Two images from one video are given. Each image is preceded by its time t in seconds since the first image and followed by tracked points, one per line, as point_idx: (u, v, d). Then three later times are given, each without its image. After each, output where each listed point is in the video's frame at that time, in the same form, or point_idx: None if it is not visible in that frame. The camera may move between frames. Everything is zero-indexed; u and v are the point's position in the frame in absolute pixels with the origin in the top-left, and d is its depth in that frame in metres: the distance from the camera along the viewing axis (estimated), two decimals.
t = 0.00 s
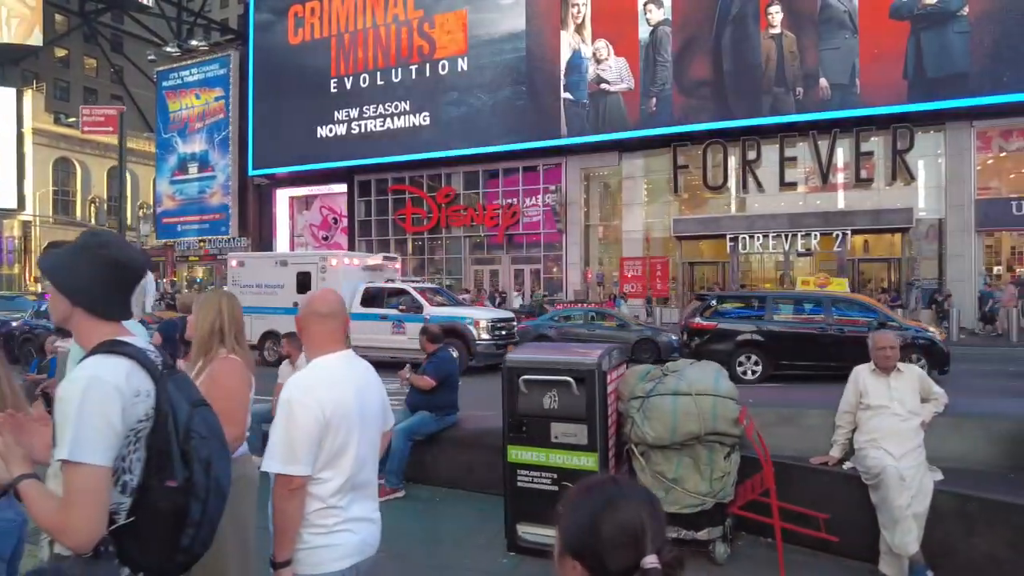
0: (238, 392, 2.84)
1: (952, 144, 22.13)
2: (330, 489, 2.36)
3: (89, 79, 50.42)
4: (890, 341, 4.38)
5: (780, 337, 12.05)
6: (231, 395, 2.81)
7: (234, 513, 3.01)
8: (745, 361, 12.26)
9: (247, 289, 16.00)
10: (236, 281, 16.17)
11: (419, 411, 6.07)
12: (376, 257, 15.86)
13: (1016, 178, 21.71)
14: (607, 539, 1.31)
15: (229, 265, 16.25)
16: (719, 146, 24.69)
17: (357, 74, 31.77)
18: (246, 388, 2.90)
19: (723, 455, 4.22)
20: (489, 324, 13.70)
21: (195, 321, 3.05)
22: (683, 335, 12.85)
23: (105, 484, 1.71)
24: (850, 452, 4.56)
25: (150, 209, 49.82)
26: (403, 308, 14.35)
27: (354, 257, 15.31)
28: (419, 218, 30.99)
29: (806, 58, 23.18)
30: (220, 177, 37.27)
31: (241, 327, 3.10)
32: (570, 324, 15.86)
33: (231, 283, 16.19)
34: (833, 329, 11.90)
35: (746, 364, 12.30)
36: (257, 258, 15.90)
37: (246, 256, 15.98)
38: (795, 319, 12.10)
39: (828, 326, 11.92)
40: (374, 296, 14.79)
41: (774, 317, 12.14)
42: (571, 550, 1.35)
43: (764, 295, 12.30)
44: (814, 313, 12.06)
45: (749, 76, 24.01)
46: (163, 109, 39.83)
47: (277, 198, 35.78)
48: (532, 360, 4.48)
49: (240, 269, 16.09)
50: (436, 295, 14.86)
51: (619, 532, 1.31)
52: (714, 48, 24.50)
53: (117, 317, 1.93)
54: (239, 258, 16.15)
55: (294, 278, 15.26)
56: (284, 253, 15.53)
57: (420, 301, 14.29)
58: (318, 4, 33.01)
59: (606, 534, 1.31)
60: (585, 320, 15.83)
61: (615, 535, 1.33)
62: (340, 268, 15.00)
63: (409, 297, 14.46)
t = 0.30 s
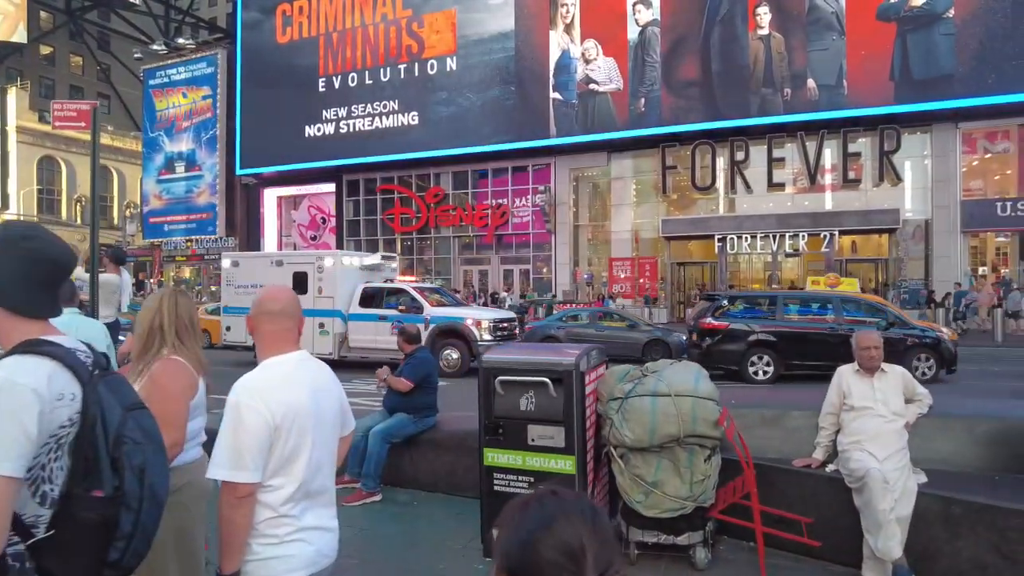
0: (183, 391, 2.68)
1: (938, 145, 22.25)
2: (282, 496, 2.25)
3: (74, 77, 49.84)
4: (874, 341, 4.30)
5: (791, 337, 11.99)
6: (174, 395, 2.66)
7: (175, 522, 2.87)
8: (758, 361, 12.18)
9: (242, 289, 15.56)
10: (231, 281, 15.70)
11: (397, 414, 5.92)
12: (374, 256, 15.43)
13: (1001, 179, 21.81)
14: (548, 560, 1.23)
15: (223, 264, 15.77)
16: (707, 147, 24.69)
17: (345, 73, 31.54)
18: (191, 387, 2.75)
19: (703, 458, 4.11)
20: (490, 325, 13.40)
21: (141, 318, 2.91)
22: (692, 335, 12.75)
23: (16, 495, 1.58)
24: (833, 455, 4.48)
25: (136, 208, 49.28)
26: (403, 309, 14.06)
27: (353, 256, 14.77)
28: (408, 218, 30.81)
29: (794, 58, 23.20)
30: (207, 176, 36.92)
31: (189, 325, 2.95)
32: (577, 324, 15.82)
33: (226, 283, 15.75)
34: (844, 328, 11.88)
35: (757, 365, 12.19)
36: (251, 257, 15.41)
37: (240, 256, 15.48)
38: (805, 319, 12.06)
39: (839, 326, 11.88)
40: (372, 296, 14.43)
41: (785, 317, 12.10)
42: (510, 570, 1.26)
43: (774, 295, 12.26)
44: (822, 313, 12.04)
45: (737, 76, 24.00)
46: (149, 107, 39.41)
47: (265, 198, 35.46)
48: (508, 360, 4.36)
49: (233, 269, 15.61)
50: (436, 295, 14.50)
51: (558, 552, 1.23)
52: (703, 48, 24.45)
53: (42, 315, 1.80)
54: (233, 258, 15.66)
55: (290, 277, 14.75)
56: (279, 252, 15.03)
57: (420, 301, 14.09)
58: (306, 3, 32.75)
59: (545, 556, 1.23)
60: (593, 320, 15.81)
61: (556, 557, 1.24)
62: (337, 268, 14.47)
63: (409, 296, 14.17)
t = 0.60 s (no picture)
0: (126, 404, 2.62)
1: (930, 146, 22.26)
2: (257, 519, 2.09)
3: (62, 74, 49.23)
4: (877, 345, 4.18)
5: (810, 338, 11.86)
6: (115, 409, 2.59)
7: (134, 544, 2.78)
8: (776, 363, 12.09)
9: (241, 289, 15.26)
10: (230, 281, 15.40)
11: (385, 419, 5.76)
12: (378, 255, 15.21)
13: (991, 181, 21.85)
14: None
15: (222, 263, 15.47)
16: (700, 147, 24.64)
17: (337, 71, 31.28)
18: (137, 401, 2.68)
19: (703, 468, 3.96)
20: (499, 326, 13.17)
21: (102, 327, 2.87)
22: (709, 336, 12.65)
23: None
24: (835, 462, 4.36)
25: (125, 206, 48.76)
26: (409, 309, 13.85)
27: (356, 255, 14.59)
28: (400, 218, 30.58)
29: (787, 59, 23.16)
30: (196, 175, 36.54)
31: (150, 334, 2.87)
32: (588, 327, 15.75)
33: (225, 283, 15.44)
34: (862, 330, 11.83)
35: (776, 367, 12.10)
36: (250, 256, 15.12)
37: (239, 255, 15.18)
38: (823, 320, 11.95)
39: (857, 327, 11.75)
40: (376, 297, 14.22)
41: (804, 318, 11.97)
42: None
43: (793, 296, 12.17)
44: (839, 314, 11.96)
45: (730, 77, 23.93)
46: (139, 104, 38.96)
47: (255, 197, 35.14)
48: (500, 366, 4.20)
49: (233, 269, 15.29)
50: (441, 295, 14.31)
51: None
52: (695, 48, 24.37)
53: None
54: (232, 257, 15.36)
55: (292, 277, 14.54)
56: (280, 251, 14.77)
57: (426, 301, 13.87)
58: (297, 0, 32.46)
59: None
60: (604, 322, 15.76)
61: None
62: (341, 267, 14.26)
63: (414, 296, 13.96)
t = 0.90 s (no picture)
0: (70, 410, 2.48)
1: (926, 147, 22.20)
2: (231, 532, 1.98)
3: (56, 71, 48.81)
4: (882, 347, 4.08)
5: (833, 338, 11.78)
6: (61, 414, 2.46)
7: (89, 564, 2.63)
8: (799, 363, 11.98)
9: (249, 288, 15.09)
10: (238, 279, 15.25)
11: (378, 421, 5.62)
12: (389, 253, 15.01)
13: (988, 182, 21.79)
14: None
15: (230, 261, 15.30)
16: (697, 147, 24.53)
17: (332, 69, 31.08)
18: (84, 407, 2.53)
19: (703, 473, 3.84)
20: (515, 326, 12.96)
21: (66, 328, 2.77)
22: (730, 336, 12.62)
23: None
24: (839, 467, 4.24)
25: (119, 204, 48.47)
26: (423, 308, 13.71)
27: (367, 253, 14.44)
28: (396, 217, 30.43)
29: (784, 59, 23.06)
30: (191, 173, 36.28)
31: (111, 336, 2.72)
32: (598, 327, 15.63)
33: (233, 281, 15.27)
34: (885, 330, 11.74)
35: (799, 367, 11.98)
36: (259, 254, 14.95)
37: (247, 252, 14.98)
38: (845, 320, 11.88)
39: (878, 326, 11.76)
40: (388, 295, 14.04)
41: (828, 318, 11.90)
42: None
43: (816, 296, 12.09)
44: (860, 315, 11.88)
45: (728, 76, 23.82)
46: (133, 102, 38.67)
47: (250, 195, 34.93)
48: (494, 367, 4.07)
49: (241, 266, 15.07)
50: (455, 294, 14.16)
51: None
52: (693, 48, 24.24)
53: None
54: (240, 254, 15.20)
55: (302, 276, 14.40)
56: (289, 248, 14.60)
57: (440, 300, 13.69)
58: None
59: None
60: (616, 322, 15.66)
61: None
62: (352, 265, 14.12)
63: (428, 296, 13.80)
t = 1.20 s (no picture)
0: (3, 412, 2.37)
1: (923, 146, 22.10)
2: (172, 543, 1.86)
3: (52, 71, 48.56)
4: (875, 345, 3.96)
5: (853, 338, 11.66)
6: None
7: None
8: (819, 363, 11.83)
9: (257, 288, 14.74)
10: (246, 280, 14.89)
11: (361, 422, 5.50)
12: (401, 253, 14.61)
13: (984, 181, 21.72)
14: None
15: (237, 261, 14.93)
16: (693, 146, 24.41)
17: (328, 69, 30.92)
18: (18, 411, 2.42)
19: (690, 476, 3.71)
20: (532, 327, 12.69)
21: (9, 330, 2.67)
22: (749, 336, 12.52)
23: None
24: (831, 469, 4.12)
25: (115, 205, 48.27)
26: (437, 309, 13.40)
27: (378, 252, 14.06)
28: (392, 216, 30.29)
29: (781, 58, 22.98)
30: (186, 173, 36.09)
31: (56, 337, 2.63)
32: (604, 327, 15.58)
33: (240, 281, 14.91)
34: (906, 329, 11.62)
35: (820, 367, 11.83)
36: (266, 254, 14.58)
37: (254, 251, 14.64)
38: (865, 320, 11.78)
39: (898, 325, 11.66)
40: (400, 296, 13.76)
41: (849, 319, 11.72)
42: None
43: (837, 295, 11.97)
44: (880, 314, 11.77)
45: (724, 75, 23.72)
46: (128, 102, 38.48)
47: (245, 195, 34.78)
48: (475, 367, 3.95)
49: (248, 266, 14.77)
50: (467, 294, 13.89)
51: None
52: (689, 47, 24.13)
53: None
54: (247, 254, 14.82)
55: (310, 275, 14.06)
56: (298, 248, 14.26)
57: (453, 301, 13.37)
58: None
59: None
60: (622, 322, 15.53)
61: None
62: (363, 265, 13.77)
63: (441, 296, 13.49)
